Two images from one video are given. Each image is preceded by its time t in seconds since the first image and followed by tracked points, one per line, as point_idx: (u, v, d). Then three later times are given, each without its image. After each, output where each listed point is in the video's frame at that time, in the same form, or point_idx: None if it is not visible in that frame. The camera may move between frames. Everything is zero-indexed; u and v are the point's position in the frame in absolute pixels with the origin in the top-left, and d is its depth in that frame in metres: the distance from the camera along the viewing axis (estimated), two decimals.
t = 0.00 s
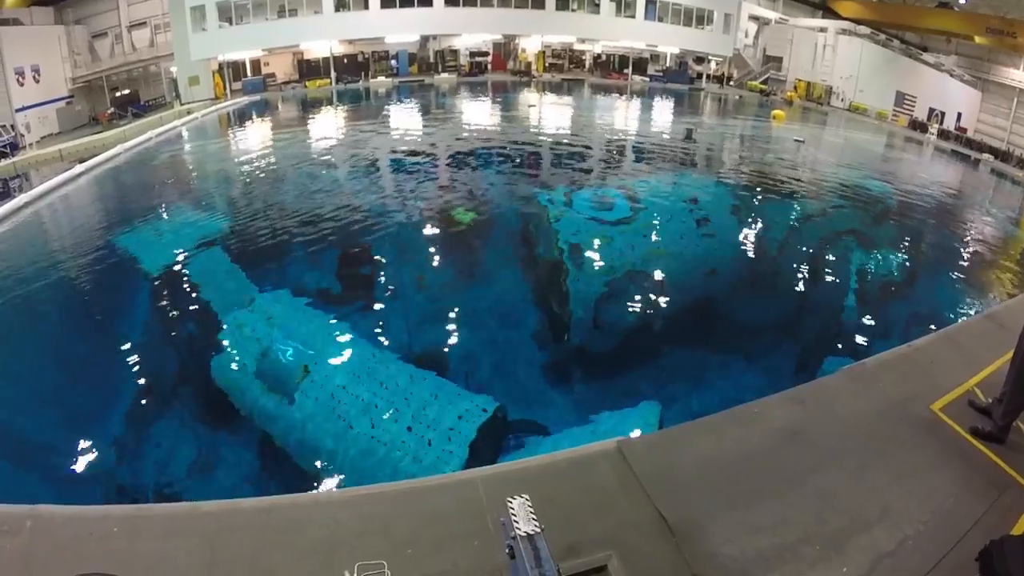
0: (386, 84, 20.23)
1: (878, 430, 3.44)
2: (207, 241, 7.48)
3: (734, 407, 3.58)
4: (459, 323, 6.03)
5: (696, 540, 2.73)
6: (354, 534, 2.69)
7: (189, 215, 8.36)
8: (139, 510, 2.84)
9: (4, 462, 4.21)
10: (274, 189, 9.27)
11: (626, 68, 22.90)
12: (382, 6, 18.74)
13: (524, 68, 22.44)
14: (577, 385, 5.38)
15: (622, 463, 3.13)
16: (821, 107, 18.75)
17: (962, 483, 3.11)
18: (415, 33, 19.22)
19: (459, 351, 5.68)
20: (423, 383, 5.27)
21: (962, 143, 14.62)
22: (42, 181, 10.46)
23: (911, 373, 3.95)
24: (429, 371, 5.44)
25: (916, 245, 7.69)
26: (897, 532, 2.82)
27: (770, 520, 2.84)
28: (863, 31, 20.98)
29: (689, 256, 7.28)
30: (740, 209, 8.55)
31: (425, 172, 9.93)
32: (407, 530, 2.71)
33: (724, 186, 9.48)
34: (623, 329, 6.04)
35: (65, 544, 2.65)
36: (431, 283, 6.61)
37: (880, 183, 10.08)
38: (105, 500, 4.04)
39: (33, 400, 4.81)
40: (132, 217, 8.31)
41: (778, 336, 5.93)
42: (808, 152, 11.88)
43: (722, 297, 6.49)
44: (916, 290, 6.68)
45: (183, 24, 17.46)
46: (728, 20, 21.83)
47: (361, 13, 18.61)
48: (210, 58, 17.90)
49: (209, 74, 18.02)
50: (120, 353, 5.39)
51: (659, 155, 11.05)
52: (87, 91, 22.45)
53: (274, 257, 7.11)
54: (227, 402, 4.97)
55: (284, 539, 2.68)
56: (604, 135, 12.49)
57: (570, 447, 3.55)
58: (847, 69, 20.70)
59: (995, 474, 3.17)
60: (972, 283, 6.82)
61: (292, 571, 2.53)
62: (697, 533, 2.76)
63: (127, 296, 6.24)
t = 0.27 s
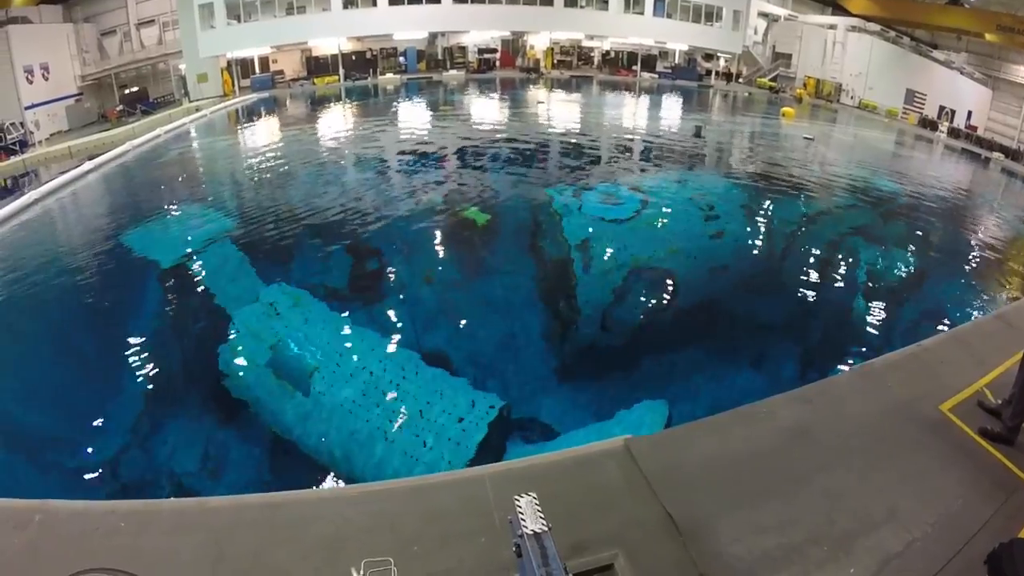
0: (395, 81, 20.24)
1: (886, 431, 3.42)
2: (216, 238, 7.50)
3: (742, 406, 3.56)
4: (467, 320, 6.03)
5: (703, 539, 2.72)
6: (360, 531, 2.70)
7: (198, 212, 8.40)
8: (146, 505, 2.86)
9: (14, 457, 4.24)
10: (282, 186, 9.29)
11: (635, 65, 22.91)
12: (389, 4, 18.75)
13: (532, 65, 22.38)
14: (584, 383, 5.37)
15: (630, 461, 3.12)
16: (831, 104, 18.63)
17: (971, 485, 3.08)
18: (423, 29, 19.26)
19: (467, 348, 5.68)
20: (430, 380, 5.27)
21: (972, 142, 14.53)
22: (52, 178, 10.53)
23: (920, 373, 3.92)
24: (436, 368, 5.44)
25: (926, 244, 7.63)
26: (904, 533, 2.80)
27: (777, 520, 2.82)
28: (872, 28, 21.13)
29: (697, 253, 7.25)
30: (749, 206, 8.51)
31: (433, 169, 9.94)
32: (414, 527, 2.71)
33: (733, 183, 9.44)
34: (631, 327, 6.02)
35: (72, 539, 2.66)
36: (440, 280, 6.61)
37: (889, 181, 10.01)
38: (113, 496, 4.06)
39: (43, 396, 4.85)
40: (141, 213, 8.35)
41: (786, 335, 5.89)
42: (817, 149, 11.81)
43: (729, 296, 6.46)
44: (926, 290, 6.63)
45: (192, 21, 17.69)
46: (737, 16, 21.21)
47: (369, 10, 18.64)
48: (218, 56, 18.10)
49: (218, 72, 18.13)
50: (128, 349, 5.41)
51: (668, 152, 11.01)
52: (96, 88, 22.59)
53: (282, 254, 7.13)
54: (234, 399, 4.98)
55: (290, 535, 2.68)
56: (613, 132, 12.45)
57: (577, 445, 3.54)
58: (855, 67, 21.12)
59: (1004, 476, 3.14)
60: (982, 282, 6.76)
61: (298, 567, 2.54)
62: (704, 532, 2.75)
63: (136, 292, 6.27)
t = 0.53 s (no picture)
0: (407, 80, 20.29)
1: (896, 434, 3.39)
2: (228, 235, 7.55)
3: (752, 408, 3.54)
4: (478, 318, 6.03)
5: (711, 540, 2.70)
6: (369, 528, 2.70)
7: (210, 209, 8.45)
8: (156, 499, 2.87)
9: (26, 452, 4.29)
10: (294, 184, 9.34)
11: (647, 64, 22.80)
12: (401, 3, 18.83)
13: (543, 63, 22.34)
14: (592, 382, 5.36)
15: (639, 461, 3.11)
16: (843, 104, 18.51)
17: (982, 490, 3.05)
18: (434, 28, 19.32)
19: (478, 347, 5.68)
20: (440, 378, 5.28)
21: (986, 142, 14.40)
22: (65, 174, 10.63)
23: (932, 376, 3.88)
24: (446, 365, 5.44)
25: (938, 246, 7.56)
26: (914, 538, 2.77)
27: (786, 522, 2.81)
28: (887, 28, 20.90)
29: (708, 253, 7.23)
30: (761, 207, 8.47)
31: (445, 167, 9.95)
32: (422, 525, 2.71)
33: (745, 183, 9.40)
34: (641, 327, 6.00)
35: (82, 531, 2.69)
36: (450, 278, 6.62)
37: (901, 182, 9.94)
38: (124, 490, 4.09)
39: (55, 391, 4.89)
40: (153, 210, 8.42)
41: (796, 336, 5.85)
42: (829, 150, 11.73)
43: (740, 296, 6.42)
44: (937, 292, 6.57)
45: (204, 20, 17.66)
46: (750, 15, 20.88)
47: (380, 9, 18.76)
48: (231, 54, 18.10)
49: (231, 70, 18.26)
50: (140, 345, 5.45)
51: (680, 152, 10.96)
52: (108, 87, 22.81)
53: (294, 251, 7.16)
54: (244, 395, 5.01)
55: (300, 531, 2.69)
56: (624, 131, 12.42)
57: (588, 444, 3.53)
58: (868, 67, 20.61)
59: (1017, 483, 3.10)
60: (995, 285, 6.69)
61: (307, 563, 2.55)
62: (713, 533, 2.74)
63: (147, 289, 6.31)
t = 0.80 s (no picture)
0: (427, 80, 20.40)
1: (919, 438, 3.33)
2: (250, 234, 7.64)
3: (773, 410, 3.50)
4: (497, 318, 6.04)
5: (731, 543, 2.67)
6: (388, 525, 2.70)
7: (232, 208, 8.55)
8: (178, 494, 2.93)
9: (51, 447, 4.39)
10: (315, 183, 9.42)
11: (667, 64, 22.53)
12: (422, 4, 18.85)
13: (564, 64, 22.32)
14: (609, 382, 5.33)
15: (659, 462, 3.09)
16: (866, 104, 18.30)
17: (1007, 496, 2.98)
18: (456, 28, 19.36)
19: (498, 346, 5.68)
20: (460, 377, 5.28)
21: (1011, 142, 14.14)
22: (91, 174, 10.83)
23: (957, 379, 3.81)
24: (465, 364, 5.45)
25: (962, 248, 7.44)
26: (936, 544, 2.72)
27: (806, 526, 2.77)
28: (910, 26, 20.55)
29: (729, 254, 7.18)
30: (783, 208, 8.39)
31: (465, 168, 9.97)
32: (441, 523, 2.71)
33: (766, 184, 9.32)
34: (660, 327, 5.97)
35: (106, 525, 2.78)
36: (471, 278, 6.64)
37: (925, 182, 9.79)
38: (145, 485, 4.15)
39: (79, 387, 4.99)
40: (177, 209, 8.54)
41: (816, 338, 5.78)
42: (852, 150, 11.59)
43: (759, 297, 6.37)
44: (961, 294, 6.46)
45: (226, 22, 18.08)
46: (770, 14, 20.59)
47: (400, 9, 18.82)
48: (251, 55, 18.54)
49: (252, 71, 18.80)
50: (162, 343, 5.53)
51: (701, 152, 10.90)
52: (132, 88, 23.20)
53: (314, 250, 7.22)
54: (263, 392, 5.05)
55: (319, 526, 2.70)
56: (645, 131, 12.36)
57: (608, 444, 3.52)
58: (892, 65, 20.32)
59: None
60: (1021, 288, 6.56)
61: (326, 558, 2.56)
62: (732, 535, 2.71)
63: (170, 287, 6.41)
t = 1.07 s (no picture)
0: (456, 80, 20.53)
1: (950, 447, 3.25)
2: (281, 231, 7.75)
3: (801, 415, 3.45)
4: (524, 317, 6.05)
5: (755, 547, 2.64)
6: (411, 520, 2.72)
7: (263, 205, 8.68)
8: (205, 485, 3.01)
9: (81, 437, 4.53)
10: (345, 181, 9.53)
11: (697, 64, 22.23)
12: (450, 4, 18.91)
13: (593, 64, 22.19)
14: (632, 384, 5.31)
15: (684, 464, 3.07)
16: (898, 105, 18.01)
17: None
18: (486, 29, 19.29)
19: (524, 346, 5.68)
20: (484, 377, 5.29)
21: None
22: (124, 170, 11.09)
23: (990, 388, 3.71)
24: (490, 363, 5.47)
25: (996, 253, 7.26)
26: (964, 555, 2.65)
27: (831, 533, 2.72)
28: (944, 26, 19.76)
29: (758, 257, 7.10)
30: (812, 210, 8.27)
31: (493, 167, 10.00)
32: (464, 519, 2.71)
33: (797, 186, 9.20)
34: (686, 329, 5.92)
35: (134, 514, 2.92)
36: (499, 277, 6.66)
37: (958, 186, 9.58)
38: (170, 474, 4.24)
39: (110, 380, 5.14)
40: (208, 206, 8.70)
41: (842, 343, 5.69)
42: (883, 152, 11.39)
43: (785, 301, 6.29)
44: (994, 301, 6.30)
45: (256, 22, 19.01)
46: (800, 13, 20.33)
47: (428, 9, 18.92)
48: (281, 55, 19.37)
49: (281, 71, 19.65)
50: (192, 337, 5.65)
51: (730, 153, 10.80)
52: (163, 87, 23.71)
53: (342, 248, 7.29)
54: (288, 388, 5.12)
55: (343, 519, 2.73)
56: (674, 132, 12.27)
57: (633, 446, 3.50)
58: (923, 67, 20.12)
59: None
60: None
61: (348, 550, 2.58)
62: (756, 539, 2.67)
63: (200, 283, 6.53)
